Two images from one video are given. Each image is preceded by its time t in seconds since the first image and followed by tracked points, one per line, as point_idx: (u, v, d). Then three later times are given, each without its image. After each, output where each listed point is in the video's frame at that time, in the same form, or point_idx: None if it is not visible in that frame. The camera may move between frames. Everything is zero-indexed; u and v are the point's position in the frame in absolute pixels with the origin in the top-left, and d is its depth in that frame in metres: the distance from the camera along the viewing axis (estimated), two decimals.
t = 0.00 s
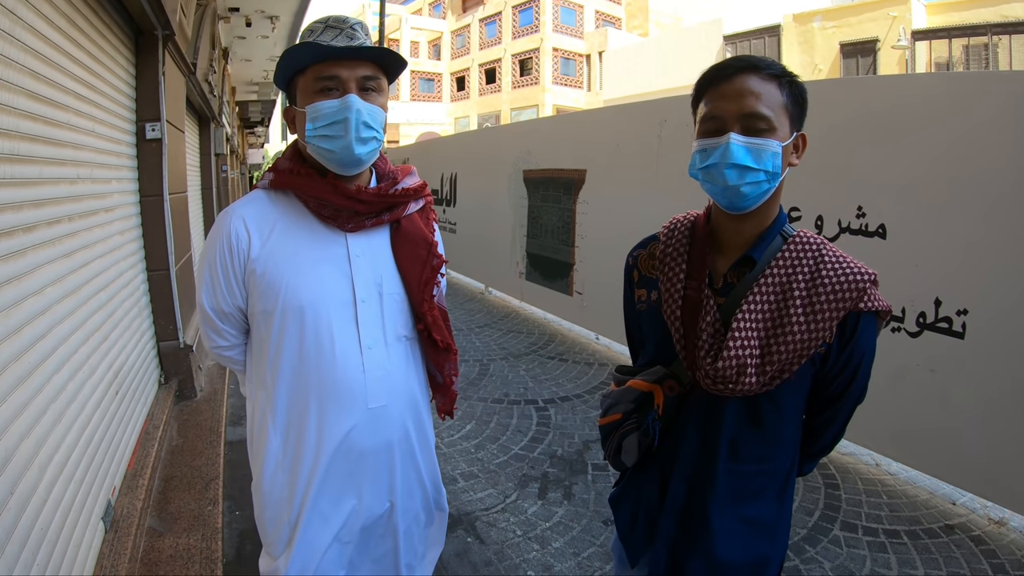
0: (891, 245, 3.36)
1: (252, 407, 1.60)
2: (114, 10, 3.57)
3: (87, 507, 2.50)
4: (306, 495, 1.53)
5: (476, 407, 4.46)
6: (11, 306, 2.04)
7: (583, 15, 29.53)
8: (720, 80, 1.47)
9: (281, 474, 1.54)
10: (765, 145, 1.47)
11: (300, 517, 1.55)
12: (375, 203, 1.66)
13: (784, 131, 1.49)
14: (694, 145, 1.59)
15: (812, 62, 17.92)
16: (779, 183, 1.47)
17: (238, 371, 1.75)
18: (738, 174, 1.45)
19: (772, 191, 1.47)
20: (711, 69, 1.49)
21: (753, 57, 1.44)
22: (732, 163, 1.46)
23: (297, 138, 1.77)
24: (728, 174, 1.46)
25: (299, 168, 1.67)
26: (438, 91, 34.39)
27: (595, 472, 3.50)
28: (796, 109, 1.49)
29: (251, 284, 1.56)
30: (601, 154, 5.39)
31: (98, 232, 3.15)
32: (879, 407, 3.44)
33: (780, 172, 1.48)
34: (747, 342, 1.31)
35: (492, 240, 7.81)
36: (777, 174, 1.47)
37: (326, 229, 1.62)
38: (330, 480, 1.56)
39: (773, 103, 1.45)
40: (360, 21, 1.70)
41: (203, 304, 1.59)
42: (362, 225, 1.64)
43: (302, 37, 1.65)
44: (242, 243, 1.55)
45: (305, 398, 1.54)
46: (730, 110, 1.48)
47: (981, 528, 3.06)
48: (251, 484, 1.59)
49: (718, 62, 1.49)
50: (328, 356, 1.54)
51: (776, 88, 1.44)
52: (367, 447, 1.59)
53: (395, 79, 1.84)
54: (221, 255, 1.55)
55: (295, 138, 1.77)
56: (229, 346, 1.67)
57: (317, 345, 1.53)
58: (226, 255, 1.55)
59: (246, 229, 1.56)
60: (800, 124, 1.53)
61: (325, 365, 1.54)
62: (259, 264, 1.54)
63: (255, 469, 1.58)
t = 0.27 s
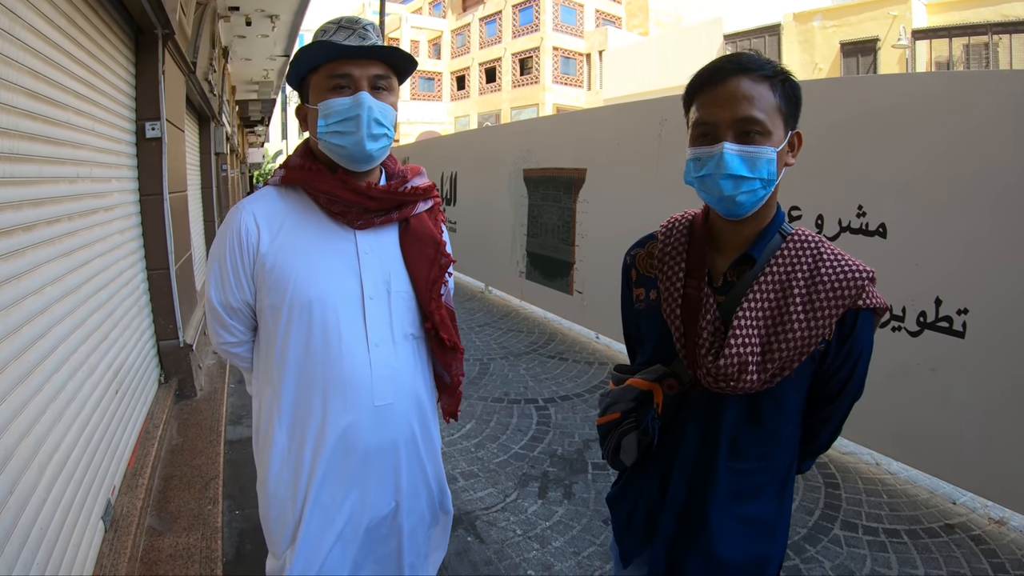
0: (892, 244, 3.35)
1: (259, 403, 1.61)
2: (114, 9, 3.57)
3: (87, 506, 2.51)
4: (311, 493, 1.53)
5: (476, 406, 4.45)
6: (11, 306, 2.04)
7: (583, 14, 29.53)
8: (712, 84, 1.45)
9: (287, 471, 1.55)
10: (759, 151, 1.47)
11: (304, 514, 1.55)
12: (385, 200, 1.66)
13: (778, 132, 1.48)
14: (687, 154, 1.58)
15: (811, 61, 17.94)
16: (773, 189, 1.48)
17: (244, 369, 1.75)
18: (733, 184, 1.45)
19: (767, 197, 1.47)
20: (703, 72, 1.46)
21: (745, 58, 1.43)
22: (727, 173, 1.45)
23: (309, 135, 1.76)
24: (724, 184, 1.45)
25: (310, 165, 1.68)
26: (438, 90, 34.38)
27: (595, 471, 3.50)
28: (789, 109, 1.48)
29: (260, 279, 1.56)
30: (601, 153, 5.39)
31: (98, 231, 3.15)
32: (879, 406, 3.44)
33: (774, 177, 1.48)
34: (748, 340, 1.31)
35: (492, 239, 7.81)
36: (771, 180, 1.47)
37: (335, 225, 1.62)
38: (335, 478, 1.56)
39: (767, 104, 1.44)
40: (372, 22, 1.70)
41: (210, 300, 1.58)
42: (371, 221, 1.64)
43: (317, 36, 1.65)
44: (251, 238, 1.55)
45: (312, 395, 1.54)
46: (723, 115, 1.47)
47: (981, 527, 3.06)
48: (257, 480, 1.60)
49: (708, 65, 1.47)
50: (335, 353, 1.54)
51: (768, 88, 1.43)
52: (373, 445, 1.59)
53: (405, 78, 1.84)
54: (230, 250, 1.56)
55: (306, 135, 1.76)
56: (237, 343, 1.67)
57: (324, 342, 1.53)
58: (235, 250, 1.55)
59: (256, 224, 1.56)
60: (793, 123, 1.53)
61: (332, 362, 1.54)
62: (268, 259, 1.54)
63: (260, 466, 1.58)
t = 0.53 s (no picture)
0: (892, 244, 3.35)
1: (264, 402, 1.61)
2: (114, 8, 3.56)
3: (87, 506, 2.50)
4: (315, 491, 1.53)
5: (477, 405, 4.45)
6: (11, 306, 2.04)
7: (583, 14, 29.52)
8: (695, 78, 1.47)
9: (292, 469, 1.55)
10: (738, 141, 1.46)
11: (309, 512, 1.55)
12: (390, 198, 1.66)
13: (759, 127, 1.48)
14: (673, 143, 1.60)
15: (812, 61, 17.81)
16: (753, 179, 1.46)
17: (249, 367, 1.75)
18: (708, 170, 1.47)
19: (745, 186, 1.47)
20: (687, 67, 1.48)
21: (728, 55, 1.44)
22: (703, 160, 1.48)
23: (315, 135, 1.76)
24: (700, 171, 1.48)
25: (316, 164, 1.68)
26: (438, 90, 34.37)
27: (595, 471, 3.50)
28: (772, 107, 1.48)
29: (266, 277, 1.57)
30: (601, 153, 5.39)
31: (98, 231, 3.14)
32: (879, 406, 3.44)
33: (754, 167, 1.47)
34: (736, 336, 1.31)
35: (492, 239, 7.81)
36: (750, 170, 1.46)
37: (340, 224, 1.62)
38: (340, 476, 1.56)
39: (747, 100, 1.44)
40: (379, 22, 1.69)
41: (217, 298, 1.59)
42: (376, 220, 1.64)
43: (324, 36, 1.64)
44: (257, 236, 1.56)
45: (317, 393, 1.54)
46: (704, 108, 1.49)
47: (981, 527, 3.06)
48: (261, 479, 1.60)
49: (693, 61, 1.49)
50: (340, 352, 1.54)
51: (750, 84, 1.44)
52: (378, 443, 1.59)
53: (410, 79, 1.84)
54: (237, 248, 1.56)
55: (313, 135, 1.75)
56: (243, 341, 1.67)
57: (329, 340, 1.53)
58: (242, 248, 1.56)
59: (262, 223, 1.56)
60: (778, 120, 1.52)
61: (337, 360, 1.54)
62: (275, 257, 1.54)
63: (265, 463, 1.58)
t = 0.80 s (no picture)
0: (892, 243, 3.35)
1: (264, 402, 1.61)
2: (114, 9, 3.56)
3: (88, 507, 2.51)
4: (314, 491, 1.54)
5: (477, 405, 4.46)
6: (12, 307, 2.04)
7: (583, 14, 29.52)
8: (665, 81, 1.52)
9: (291, 468, 1.55)
10: (682, 138, 1.48)
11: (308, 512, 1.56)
12: (388, 199, 1.66)
13: (712, 125, 1.46)
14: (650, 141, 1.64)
15: (812, 61, 17.99)
16: (697, 175, 1.47)
17: (250, 369, 1.75)
18: (651, 165, 1.52)
19: (689, 182, 1.48)
20: (662, 71, 1.53)
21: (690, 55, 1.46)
22: (648, 156, 1.54)
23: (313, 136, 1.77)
24: (646, 166, 1.55)
25: (314, 165, 1.68)
26: (438, 90, 34.37)
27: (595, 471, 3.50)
28: (733, 107, 1.46)
29: (264, 278, 1.57)
30: (601, 153, 5.39)
31: (98, 232, 3.15)
32: (880, 406, 3.44)
33: (699, 165, 1.47)
34: (716, 332, 1.31)
35: (492, 239, 7.81)
36: (692, 166, 1.47)
37: (338, 225, 1.62)
38: (338, 476, 1.56)
39: (700, 99, 1.44)
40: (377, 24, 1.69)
41: (217, 300, 1.60)
42: (374, 221, 1.64)
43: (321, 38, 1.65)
44: (256, 238, 1.56)
45: (317, 393, 1.54)
46: (660, 107, 1.53)
47: (982, 527, 3.06)
48: (262, 479, 1.60)
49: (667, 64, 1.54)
50: (339, 352, 1.54)
51: (707, 85, 1.44)
52: (376, 443, 1.59)
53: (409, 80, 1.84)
54: (236, 250, 1.56)
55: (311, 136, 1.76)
56: (242, 342, 1.67)
57: (328, 341, 1.54)
58: (240, 250, 1.56)
59: (261, 224, 1.57)
60: (744, 118, 1.47)
61: (336, 360, 1.54)
62: (274, 258, 1.55)
63: (265, 463, 1.59)
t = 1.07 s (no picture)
0: (892, 243, 3.36)
1: (262, 403, 1.61)
2: (115, 10, 3.57)
3: (90, 508, 2.51)
4: (313, 491, 1.54)
5: (478, 406, 4.46)
6: (13, 308, 2.04)
7: (583, 14, 29.53)
8: (653, 83, 1.48)
9: (290, 469, 1.55)
10: (685, 143, 1.46)
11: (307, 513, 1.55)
12: (384, 200, 1.66)
13: (709, 131, 1.47)
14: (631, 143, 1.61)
15: (812, 61, 18.12)
16: (699, 181, 1.46)
17: (247, 370, 1.76)
18: (655, 169, 1.46)
19: (691, 187, 1.47)
20: (646, 73, 1.50)
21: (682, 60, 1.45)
22: (650, 159, 1.47)
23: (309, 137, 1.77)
24: (646, 169, 1.48)
25: (310, 167, 1.68)
26: (438, 90, 34.37)
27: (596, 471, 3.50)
28: (725, 114, 1.49)
29: (262, 280, 1.57)
30: (602, 153, 5.40)
31: (99, 233, 3.15)
32: (881, 406, 3.44)
33: (701, 169, 1.46)
34: (692, 330, 1.31)
35: (492, 240, 7.82)
36: (696, 172, 1.46)
37: (335, 226, 1.62)
38: (336, 476, 1.56)
39: (698, 105, 1.44)
40: (371, 24, 1.69)
41: (215, 301, 1.59)
42: (371, 222, 1.64)
43: (315, 39, 1.64)
44: (253, 240, 1.56)
45: (315, 393, 1.54)
46: (656, 111, 1.49)
47: (983, 526, 3.06)
48: (260, 480, 1.60)
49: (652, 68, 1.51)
50: (337, 353, 1.54)
51: (704, 91, 1.45)
52: (375, 444, 1.59)
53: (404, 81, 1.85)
54: (233, 252, 1.56)
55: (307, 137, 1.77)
56: (242, 345, 1.67)
57: (326, 342, 1.54)
58: (238, 252, 1.56)
59: (258, 227, 1.57)
60: (729, 126, 1.52)
61: (334, 361, 1.54)
62: (271, 260, 1.55)
63: (263, 464, 1.59)
